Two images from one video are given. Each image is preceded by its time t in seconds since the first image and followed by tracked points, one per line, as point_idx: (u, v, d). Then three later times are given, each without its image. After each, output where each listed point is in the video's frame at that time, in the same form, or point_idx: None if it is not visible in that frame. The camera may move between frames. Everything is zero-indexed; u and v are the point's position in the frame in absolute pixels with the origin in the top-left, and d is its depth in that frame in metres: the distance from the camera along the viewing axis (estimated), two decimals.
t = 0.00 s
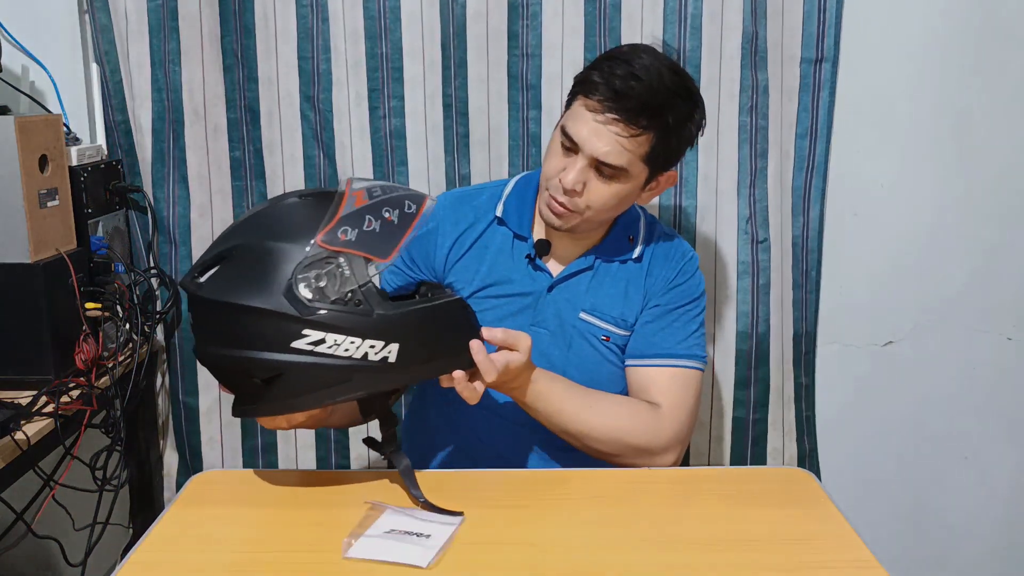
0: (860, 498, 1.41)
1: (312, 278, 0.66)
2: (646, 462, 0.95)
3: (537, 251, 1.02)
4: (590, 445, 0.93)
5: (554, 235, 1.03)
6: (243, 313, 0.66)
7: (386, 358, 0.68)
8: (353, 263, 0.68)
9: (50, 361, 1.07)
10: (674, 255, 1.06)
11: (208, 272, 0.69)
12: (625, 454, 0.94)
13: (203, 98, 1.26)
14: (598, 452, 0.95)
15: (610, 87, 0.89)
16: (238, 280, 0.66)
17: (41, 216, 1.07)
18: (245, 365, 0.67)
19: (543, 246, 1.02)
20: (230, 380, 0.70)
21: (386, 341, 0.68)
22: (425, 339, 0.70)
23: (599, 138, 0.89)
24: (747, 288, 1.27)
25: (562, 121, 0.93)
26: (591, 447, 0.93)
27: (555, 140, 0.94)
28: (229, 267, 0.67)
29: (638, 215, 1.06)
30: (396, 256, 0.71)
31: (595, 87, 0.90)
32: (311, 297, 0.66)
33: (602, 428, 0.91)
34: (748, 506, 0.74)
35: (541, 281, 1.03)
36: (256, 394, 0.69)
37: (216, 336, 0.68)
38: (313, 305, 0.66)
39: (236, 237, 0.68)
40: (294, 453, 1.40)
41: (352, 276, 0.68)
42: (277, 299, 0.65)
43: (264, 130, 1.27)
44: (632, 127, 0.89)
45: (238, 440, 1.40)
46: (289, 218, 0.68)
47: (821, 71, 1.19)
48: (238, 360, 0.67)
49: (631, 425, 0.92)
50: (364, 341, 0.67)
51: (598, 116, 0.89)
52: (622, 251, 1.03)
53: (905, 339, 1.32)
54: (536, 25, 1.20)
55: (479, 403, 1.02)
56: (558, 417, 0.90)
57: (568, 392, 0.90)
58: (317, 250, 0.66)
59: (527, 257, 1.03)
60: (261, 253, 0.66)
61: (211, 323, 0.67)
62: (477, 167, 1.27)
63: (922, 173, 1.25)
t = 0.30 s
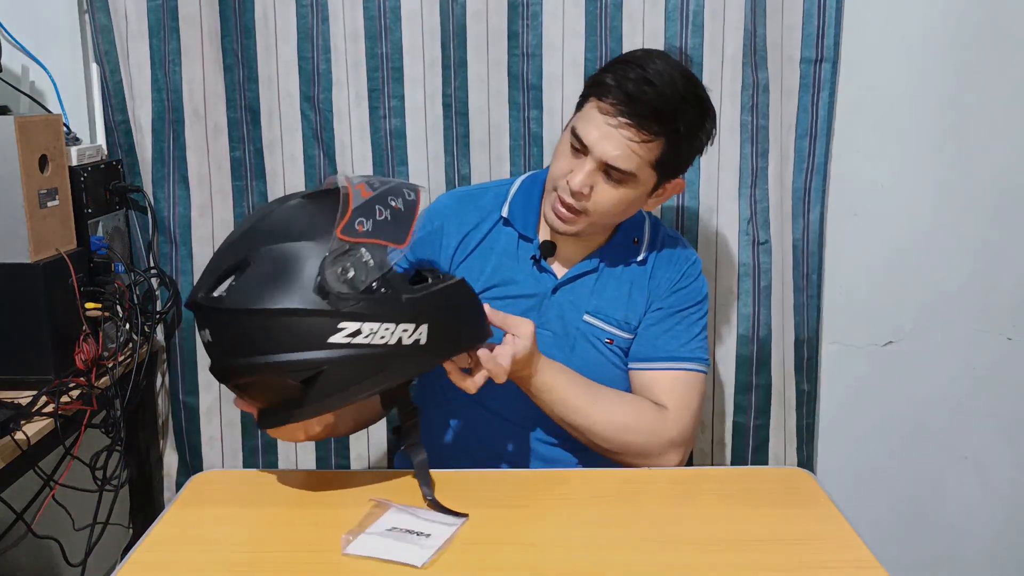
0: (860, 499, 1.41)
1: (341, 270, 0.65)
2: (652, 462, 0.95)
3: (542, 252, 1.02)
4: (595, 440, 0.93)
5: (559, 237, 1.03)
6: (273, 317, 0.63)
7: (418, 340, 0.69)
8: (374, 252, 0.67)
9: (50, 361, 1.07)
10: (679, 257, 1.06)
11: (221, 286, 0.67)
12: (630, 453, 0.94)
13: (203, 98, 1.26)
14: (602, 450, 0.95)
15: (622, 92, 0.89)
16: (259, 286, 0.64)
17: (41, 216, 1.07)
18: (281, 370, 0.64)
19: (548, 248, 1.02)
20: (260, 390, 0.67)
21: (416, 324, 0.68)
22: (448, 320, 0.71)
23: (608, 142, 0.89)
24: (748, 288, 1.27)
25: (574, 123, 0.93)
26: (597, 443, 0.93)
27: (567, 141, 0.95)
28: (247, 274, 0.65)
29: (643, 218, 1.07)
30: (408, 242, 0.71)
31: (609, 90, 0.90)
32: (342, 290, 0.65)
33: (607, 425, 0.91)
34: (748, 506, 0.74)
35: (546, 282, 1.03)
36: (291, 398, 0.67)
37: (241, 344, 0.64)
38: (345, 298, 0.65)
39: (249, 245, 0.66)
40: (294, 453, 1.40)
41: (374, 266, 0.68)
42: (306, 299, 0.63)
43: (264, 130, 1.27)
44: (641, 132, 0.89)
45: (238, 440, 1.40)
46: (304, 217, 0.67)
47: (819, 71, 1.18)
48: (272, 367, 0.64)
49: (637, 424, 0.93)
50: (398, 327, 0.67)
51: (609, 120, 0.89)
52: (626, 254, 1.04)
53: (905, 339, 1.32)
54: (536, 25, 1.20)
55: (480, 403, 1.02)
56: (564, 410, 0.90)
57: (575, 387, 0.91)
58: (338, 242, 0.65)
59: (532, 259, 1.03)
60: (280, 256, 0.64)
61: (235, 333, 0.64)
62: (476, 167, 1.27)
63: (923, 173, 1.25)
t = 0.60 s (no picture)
0: (860, 500, 1.41)
1: (361, 270, 0.65)
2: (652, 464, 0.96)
3: (551, 256, 1.02)
4: (595, 443, 0.93)
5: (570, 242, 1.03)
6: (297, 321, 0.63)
7: (436, 335, 0.69)
8: (389, 252, 0.67)
9: (50, 361, 1.07)
10: (684, 265, 1.06)
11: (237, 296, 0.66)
12: (630, 456, 0.94)
13: (203, 97, 1.26)
14: (602, 453, 0.95)
15: (642, 107, 0.89)
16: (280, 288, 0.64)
17: (41, 216, 1.07)
18: (306, 374, 0.64)
19: (557, 251, 1.02)
20: (285, 397, 0.66)
21: (433, 319, 0.69)
22: (462, 313, 0.72)
23: (626, 158, 0.89)
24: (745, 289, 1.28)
25: (591, 135, 0.93)
26: (597, 446, 0.94)
27: (583, 152, 0.94)
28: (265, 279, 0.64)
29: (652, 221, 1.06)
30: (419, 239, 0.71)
31: (629, 105, 0.89)
32: (362, 290, 0.65)
33: (608, 428, 0.92)
34: (747, 506, 0.74)
35: (553, 286, 1.02)
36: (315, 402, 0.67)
37: (264, 350, 0.64)
38: (365, 298, 0.65)
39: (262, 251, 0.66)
40: (294, 453, 1.40)
41: (392, 265, 0.67)
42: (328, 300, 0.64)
43: (264, 130, 1.27)
44: (660, 150, 0.89)
45: (238, 440, 1.40)
46: (318, 220, 0.67)
47: (837, 68, 1.18)
48: (297, 371, 0.64)
49: (638, 428, 0.93)
50: (416, 323, 0.67)
51: (628, 135, 0.89)
52: (636, 260, 1.04)
53: (905, 339, 1.32)
54: (536, 25, 1.20)
55: (480, 404, 1.02)
56: (564, 414, 0.91)
57: (577, 390, 0.91)
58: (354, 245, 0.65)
59: (541, 262, 1.03)
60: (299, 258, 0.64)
61: (257, 338, 0.64)
62: (476, 168, 1.27)
63: (922, 173, 1.25)
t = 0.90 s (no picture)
0: (860, 500, 1.41)
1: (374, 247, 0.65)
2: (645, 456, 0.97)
3: (557, 256, 1.02)
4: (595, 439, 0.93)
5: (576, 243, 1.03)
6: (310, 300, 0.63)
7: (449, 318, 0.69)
8: (401, 233, 0.67)
9: (50, 361, 1.07)
10: (691, 266, 1.06)
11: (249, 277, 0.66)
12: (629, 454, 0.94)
13: (203, 97, 1.26)
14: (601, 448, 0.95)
15: (657, 112, 0.89)
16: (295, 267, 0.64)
17: (41, 216, 1.07)
18: (317, 352, 0.64)
19: (563, 251, 1.02)
20: (297, 377, 0.66)
21: (447, 302, 0.69)
22: (475, 297, 0.72)
23: (639, 163, 0.89)
24: (739, 288, 1.28)
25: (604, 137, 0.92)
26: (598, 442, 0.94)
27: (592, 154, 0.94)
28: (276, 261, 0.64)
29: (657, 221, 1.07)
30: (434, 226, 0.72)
31: (643, 108, 0.90)
32: (376, 267, 0.65)
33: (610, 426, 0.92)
34: (746, 505, 0.74)
35: (559, 286, 1.02)
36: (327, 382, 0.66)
37: (279, 329, 0.64)
38: (380, 276, 0.65)
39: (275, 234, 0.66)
40: (294, 453, 1.40)
41: (405, 246, 0.67)
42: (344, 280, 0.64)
43: (264, 130, 1.27)
44: (672, 155, 0.90)
45: (238, 440, 1.40)
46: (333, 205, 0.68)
47: (839, 67, 1.18)
48: (308, 349, 0.63)
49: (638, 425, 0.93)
50: (429, 305, 0.67)
51: (642, 140, 0.89)
52: (641, 260, 1.04)
53: (905, 339, 1.32)
54: (536, 26, 1.20)
55: (480, 403, 1.02)
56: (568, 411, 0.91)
57: (582, 390, 0.91)
58: (370, 225, 0.66)
59: (547, 262, 1.03)
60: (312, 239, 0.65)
61: (268, 317, 0.64)
62: (475, 168, 1.27)
63: (922, 173, 1.25)
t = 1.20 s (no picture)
0: (861, 500, 1.41)
1: (405, 211, 0.62)
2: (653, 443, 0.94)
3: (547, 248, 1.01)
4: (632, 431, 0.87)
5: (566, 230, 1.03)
6: (328, 253, 0.61)
7: (478, 304, 0.60)
8: (445, 198, 0.65)
9: (50, 361, 1.07)
10: (679, 246, 1.07)
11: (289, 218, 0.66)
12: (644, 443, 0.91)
13: (203, 98, 1.26)
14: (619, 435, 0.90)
15: (622, 57, 0.93)
16: (328, 212, 0.64)
17: (41, 216, 1.07)
18: (326, 312, 0.60)
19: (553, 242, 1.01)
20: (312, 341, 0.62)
21: (479, 284, 0.60)
22: (526, 290, 0.62)
23: (620, 105, 0.92)
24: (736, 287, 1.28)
25: (574, 98, 0.95)
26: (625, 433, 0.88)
27: (567, 121, 0.96)
28: (314, 205, 0.65)
29: (639, 207, 1.07)
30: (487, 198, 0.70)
31: (603, 59, 0.94)
32: (399, 235, 0.61)
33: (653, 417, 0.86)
34: (746, 505, 0.74)
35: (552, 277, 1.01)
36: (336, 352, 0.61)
37: (300, 283, 0.62)
38: (404, 243, 0.61)
39: (326, 181, 0.67)
40: (294, 454, 1.40)
41: (445, 216, 0.64)
42: (364, 234, 0.61)
43: (264, 130, 1.27)
44: (647, 91, 0.93)
45: (238, 440, 1.40)
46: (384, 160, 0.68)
47: (834, 68, 1.18)
48: (318, 308, 0.61)
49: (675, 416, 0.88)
50: (455, 283, 0.60)
51: (614, 85, 0.93)
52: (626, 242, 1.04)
53: (905, 339, 1.32)
54: (536, 26, 1.20)
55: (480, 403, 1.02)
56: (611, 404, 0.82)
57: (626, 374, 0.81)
58: (409, 185, 0.65)
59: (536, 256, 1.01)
60: (353, 188, 0.65)
61: (293, 267, 0.63)
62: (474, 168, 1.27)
63: (922, 172, 1.25)
